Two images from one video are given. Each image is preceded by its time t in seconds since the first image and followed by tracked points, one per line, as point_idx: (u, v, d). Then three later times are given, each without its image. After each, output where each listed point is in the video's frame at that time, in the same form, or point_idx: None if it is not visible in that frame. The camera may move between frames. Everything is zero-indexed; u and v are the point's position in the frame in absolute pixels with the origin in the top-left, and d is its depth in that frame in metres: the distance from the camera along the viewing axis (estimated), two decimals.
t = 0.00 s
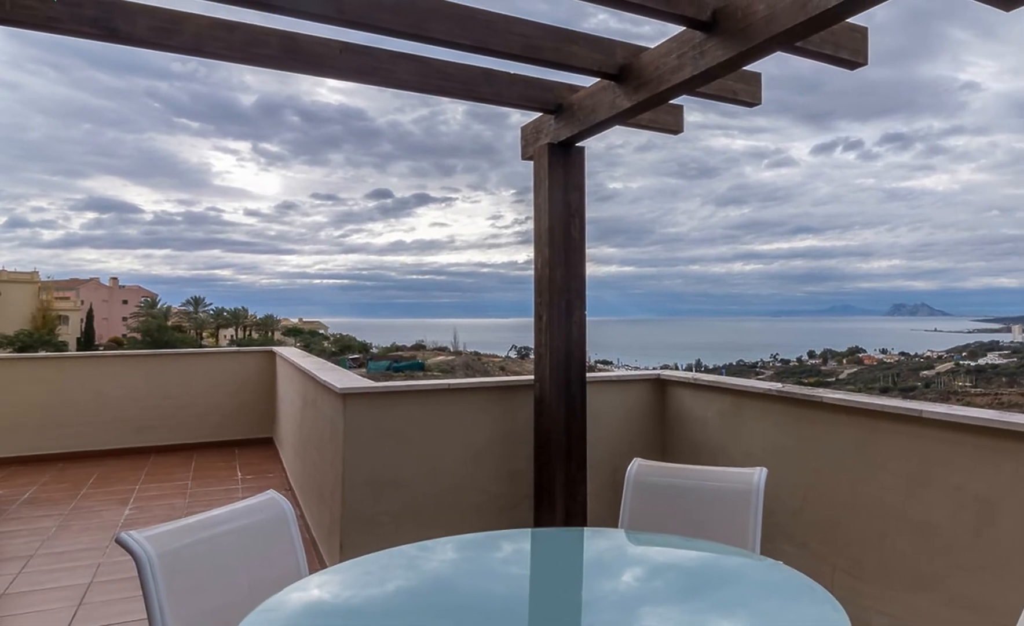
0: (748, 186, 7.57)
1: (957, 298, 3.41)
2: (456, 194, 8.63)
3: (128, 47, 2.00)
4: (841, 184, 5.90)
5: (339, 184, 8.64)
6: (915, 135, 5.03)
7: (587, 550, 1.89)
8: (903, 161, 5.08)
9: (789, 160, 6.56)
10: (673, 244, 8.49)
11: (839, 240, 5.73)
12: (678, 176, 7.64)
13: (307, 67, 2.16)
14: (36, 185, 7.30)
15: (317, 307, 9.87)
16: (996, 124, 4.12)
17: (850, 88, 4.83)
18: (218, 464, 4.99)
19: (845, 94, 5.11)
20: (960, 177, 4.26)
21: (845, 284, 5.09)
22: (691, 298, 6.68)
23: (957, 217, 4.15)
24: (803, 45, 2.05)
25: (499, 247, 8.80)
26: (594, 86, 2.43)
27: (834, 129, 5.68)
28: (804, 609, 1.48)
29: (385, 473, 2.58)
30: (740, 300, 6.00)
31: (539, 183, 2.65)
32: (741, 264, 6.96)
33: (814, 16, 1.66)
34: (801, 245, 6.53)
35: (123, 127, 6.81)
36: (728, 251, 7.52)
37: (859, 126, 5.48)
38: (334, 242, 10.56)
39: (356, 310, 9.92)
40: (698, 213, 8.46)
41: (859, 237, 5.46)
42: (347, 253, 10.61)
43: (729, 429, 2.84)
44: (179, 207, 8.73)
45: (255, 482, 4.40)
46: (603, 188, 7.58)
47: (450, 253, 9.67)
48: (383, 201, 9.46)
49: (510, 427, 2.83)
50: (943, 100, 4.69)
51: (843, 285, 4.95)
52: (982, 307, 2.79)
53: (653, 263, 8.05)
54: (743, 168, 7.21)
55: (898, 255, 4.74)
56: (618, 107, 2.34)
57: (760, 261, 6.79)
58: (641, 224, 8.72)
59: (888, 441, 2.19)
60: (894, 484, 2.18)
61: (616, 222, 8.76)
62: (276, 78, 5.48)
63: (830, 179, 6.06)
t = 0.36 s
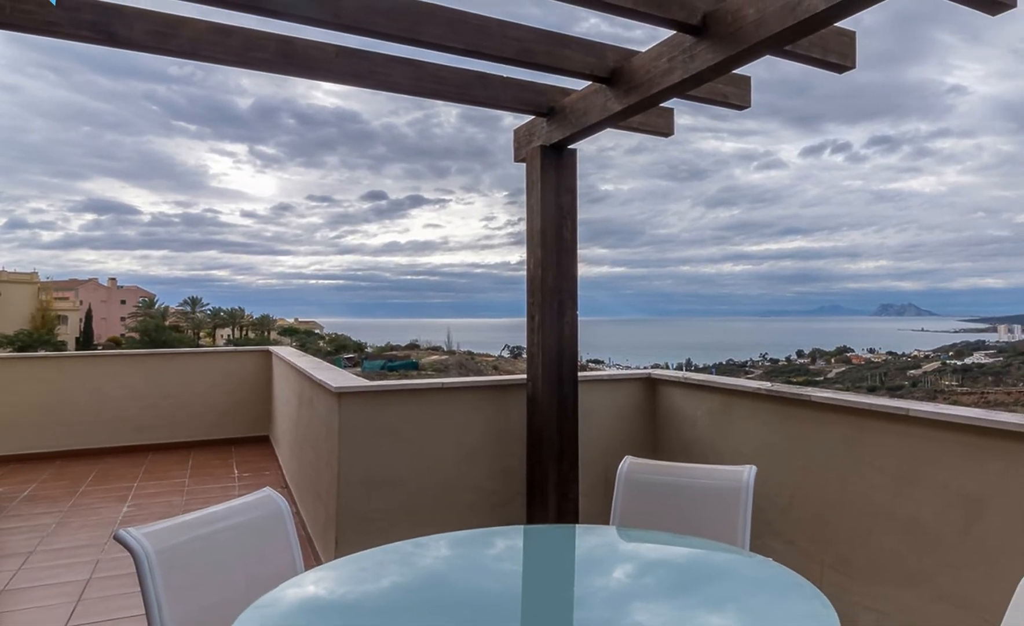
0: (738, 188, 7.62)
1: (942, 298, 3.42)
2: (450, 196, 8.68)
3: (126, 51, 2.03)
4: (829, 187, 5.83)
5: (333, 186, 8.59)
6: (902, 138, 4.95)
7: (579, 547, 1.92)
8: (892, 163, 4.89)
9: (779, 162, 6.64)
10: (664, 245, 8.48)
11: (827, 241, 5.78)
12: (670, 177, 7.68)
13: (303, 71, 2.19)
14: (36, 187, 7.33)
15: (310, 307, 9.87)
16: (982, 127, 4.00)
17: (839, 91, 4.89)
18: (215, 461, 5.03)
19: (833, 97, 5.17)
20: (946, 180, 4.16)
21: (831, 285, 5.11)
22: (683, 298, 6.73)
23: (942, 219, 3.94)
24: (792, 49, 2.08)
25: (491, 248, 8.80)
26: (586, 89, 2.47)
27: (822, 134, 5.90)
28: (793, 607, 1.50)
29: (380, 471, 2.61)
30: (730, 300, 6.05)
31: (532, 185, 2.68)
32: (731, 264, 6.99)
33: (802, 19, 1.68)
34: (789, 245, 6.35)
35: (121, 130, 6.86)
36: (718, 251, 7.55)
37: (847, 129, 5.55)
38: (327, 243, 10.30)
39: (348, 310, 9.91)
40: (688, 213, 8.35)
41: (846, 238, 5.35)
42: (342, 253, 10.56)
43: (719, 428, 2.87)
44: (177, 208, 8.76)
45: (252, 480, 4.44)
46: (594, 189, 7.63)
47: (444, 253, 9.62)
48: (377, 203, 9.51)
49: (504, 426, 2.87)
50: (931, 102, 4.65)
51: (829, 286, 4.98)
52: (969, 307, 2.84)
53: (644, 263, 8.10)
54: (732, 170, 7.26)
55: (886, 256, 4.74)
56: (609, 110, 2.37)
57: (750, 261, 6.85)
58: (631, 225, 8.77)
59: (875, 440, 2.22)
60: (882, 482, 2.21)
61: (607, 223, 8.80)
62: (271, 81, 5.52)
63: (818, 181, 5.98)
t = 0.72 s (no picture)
0: (727, 190, 7.65)
1: (926, 299, 3.48)
2: (444, 198, 8.73)
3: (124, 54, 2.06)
4: (817, 188, 6.04)
5: (329, 187, 8.64)
6: (889, 140, 5.02)
7: (571, 544, 1.95)
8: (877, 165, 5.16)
9: (767, 164, 6.72)
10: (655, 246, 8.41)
11: (815, 242, 5.84)
12: (660, 180, 7.70)
13: (299, 74, 2.22)
14: (36, 189, 7.36)
15: (305, 308, 9.78)
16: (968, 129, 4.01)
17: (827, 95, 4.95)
18: (212, 459, 5.07)
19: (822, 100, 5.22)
20: (933, 182, 4.26)
21: (820, 286, 5.13)
22: (673, 298, 6.78)
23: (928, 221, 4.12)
24: (781, 52, 2.11)
25: (484, 249, 8.77)
26: (579, 92, 2.50)
27: (811, 136, 5.93)
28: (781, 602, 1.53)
29: (374, 469, 2.65)
30: (719, 300, 6.12)
31: (525, 187, 2.72)
32: (721, 264, 7.05)
33: (791, 24, 1.72)
34: (777, 247, 6.57)
35: (120, 132, 6.90)
36: (707, 252, 7.59)
37: (836, 131, 5.60)
38: (323, 245, 10.39)
39: (344, 310, 9.97)
40: (678, 216, 8.39)
41: (834, 239, 5.56)
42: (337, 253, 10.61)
43: (710, 426, 2.91)
44: (174, 209, 8.79)
45: (249, 477, 4.48)
46: (586, 191, 7.67)
47: (437, 254, 9.54)
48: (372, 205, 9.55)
49: (497, 424, 2.90)
50: (916, 104, 4.63)
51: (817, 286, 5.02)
52: (956, 307, 2.93)
53: (635, 265, 8.16)
54: (721, 172, 7.31)
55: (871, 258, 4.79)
56: (601, 113, 2.40)
57: (739, 262, 6.90)
58: (623, 226, 8.74)
59: (862, 437, 2.26)
60: (870, 479, 2.24)
61: (599, 224, 8.83)
62: (267, 85, 5.56)
63: (806, 182, 6.18)
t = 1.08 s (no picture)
0: (717, 192, 7.67)
1: (912, 299, 3.57)
2: (437, 199, 8.77)
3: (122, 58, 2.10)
4: (805, 189, 6.11)
5: (323, 190, 8.66)
6: (877, 142, 5.17)
7: (563, 541, 1.98)
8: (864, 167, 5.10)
9: (757, 166, 6.77)
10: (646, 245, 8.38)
11: (803, 243, 5.89)
12: (651, 181, 7.67)
13: (294, 77, 2.26)
14: (34, 190, 7.39)
15: (300, 309, 9.52)
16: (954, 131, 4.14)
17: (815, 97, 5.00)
18: (208, 457, 5.10)
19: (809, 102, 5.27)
20: (920, 183, 4.44)
21: (808, 286, 5.10)
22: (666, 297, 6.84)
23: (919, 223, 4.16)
24: (769, 56, 2.14)
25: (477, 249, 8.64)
26: (570, 94, 2.53)
27: (798, 138, 5.96)
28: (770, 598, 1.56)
29: (368, 467, 2.68)
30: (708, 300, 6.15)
31: (517, 189, 2.75)
32: (711, 264, 7.09)
33: (779, 27, 1.75)
34: (767, 248, 6.55)
35: (118, 134, 6.93)
36: (697, 253, 7.61)
37: (824, 133, 5.65)
38: (319, 245, 9.89)
39: (339, 311, 9.59)
40: (669, 216, 8.24)
41: (823, 240, 5.50)
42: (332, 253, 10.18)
43: (700, 423, 2.95)
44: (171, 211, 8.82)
45: (245, 474, 4.51)
46: (578, 192, 7.68)
47: (430, 255, 9.44)
48: (367, 206, 9.55)
49: (489, 423, 2.94)
50: (903, 108, 4.71)
51: (806, 286, 5.06)
52: (940, 309, 2.97)
53: (626, 265, 8.19)
54: (711, 174, 7.35)
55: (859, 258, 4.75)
56: (592, 115, 2.44)
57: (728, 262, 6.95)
58: (613, 227, 8.58)
59: (850, 435, 2.29)
60: (857, 476, 2.28)
61: (590, 224, 8.67)
62: (263, 88, 5.59)
63: (795, 184, 6.21)
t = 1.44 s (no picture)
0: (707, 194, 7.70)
1: (897, 298, 3.67)
2: (431, 201, 8.84)
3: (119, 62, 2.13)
4: (793, 192, 6.18)
5: (320, 192, 8.66)
6: (863, 145, 5.35)
7: (555, 538, 2.01)
8: (852, 169, 5.47)
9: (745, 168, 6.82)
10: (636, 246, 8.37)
11: (792, 245, 5.96)
12: (641, 184, 7.59)
13: (290, 81, 2.29)
14: (34, 192, 7.43)
15: (295, 309, 9.58)
16: (940, 134, 4.19)
17: (803, 101, 5.07)
18: (206, 455, 5.14)
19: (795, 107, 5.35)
20: (906, 186, 4.62)
21: (796, 286, 5.25)
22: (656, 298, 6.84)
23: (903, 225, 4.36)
24: (759, 59, 2.18)
25: (472, 249, 8.76)
26: (562, 98, 2.57)
27: (786, 141, 6.03)
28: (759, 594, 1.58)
29: (363, 465, 2.71)
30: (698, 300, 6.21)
31: (509, 191, 2.79)
32: (700, 266, 7.11)
33: (768, 32, 1.78)
34: (756, 250, 6.69)
35: (116, 138, 6.99)
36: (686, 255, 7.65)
37: (811, 136, 5.72)
38: (315, 246, 9.85)
39: (336, 311, 9.98)
40: (659, 218, 8.22)
41: (812, 242, 5.75)
42: (327, 256, 10.14)
43: (689, 421, 2.99)
44: (169, 213, 8.87)
45: (242, 472, 4.56)
46: (569, 195, 7.72)
47: (424, 256, 9.48)
48: (362, 209, 9.56)
49: (483, 421, 2.98)
50: (889, 111, 4.67)
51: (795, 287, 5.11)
52: (924, 310, 3.02)
53: (617, 266, 8.23)
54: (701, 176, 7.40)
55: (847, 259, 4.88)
56: (584, 118, 2.48)
57: (717, 264, 6.99)
58: (605, 228, 8.58)
59: (836, 433, 2.33)
60: (844, 473, 2.31)
61: (581, 227, 8.72)
62: (259, 92, 5.63)
63: (784, 186, 6.45)
